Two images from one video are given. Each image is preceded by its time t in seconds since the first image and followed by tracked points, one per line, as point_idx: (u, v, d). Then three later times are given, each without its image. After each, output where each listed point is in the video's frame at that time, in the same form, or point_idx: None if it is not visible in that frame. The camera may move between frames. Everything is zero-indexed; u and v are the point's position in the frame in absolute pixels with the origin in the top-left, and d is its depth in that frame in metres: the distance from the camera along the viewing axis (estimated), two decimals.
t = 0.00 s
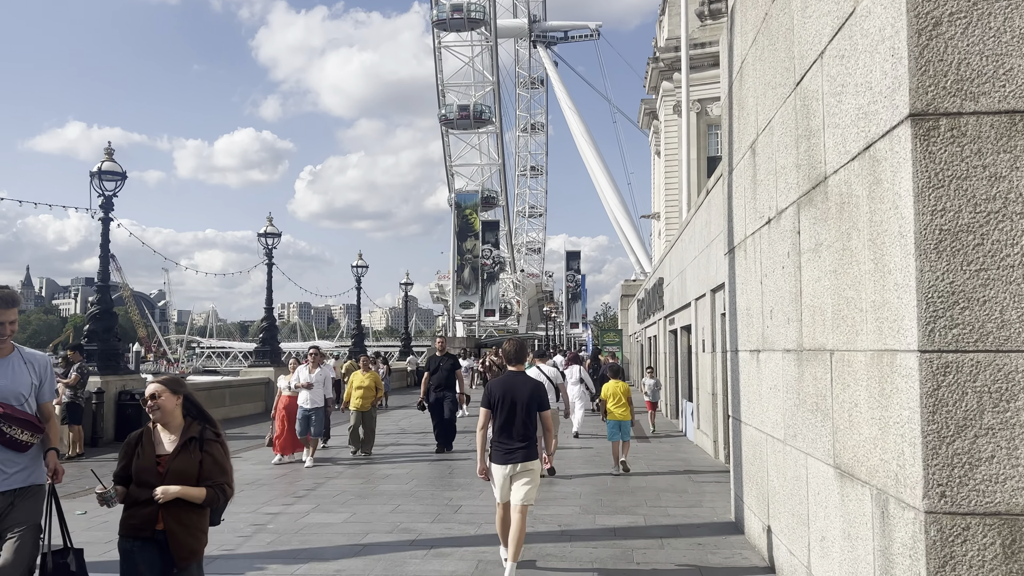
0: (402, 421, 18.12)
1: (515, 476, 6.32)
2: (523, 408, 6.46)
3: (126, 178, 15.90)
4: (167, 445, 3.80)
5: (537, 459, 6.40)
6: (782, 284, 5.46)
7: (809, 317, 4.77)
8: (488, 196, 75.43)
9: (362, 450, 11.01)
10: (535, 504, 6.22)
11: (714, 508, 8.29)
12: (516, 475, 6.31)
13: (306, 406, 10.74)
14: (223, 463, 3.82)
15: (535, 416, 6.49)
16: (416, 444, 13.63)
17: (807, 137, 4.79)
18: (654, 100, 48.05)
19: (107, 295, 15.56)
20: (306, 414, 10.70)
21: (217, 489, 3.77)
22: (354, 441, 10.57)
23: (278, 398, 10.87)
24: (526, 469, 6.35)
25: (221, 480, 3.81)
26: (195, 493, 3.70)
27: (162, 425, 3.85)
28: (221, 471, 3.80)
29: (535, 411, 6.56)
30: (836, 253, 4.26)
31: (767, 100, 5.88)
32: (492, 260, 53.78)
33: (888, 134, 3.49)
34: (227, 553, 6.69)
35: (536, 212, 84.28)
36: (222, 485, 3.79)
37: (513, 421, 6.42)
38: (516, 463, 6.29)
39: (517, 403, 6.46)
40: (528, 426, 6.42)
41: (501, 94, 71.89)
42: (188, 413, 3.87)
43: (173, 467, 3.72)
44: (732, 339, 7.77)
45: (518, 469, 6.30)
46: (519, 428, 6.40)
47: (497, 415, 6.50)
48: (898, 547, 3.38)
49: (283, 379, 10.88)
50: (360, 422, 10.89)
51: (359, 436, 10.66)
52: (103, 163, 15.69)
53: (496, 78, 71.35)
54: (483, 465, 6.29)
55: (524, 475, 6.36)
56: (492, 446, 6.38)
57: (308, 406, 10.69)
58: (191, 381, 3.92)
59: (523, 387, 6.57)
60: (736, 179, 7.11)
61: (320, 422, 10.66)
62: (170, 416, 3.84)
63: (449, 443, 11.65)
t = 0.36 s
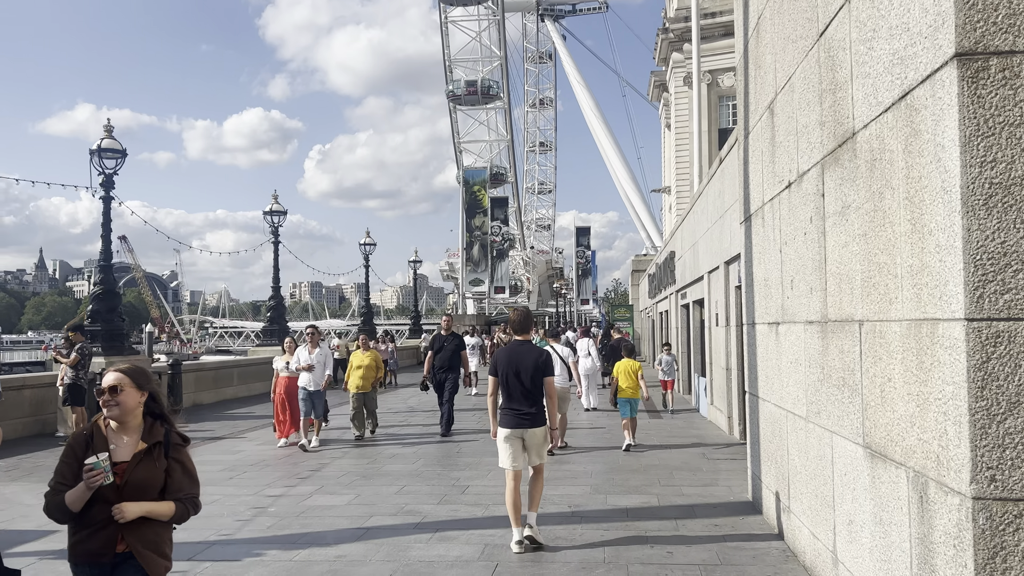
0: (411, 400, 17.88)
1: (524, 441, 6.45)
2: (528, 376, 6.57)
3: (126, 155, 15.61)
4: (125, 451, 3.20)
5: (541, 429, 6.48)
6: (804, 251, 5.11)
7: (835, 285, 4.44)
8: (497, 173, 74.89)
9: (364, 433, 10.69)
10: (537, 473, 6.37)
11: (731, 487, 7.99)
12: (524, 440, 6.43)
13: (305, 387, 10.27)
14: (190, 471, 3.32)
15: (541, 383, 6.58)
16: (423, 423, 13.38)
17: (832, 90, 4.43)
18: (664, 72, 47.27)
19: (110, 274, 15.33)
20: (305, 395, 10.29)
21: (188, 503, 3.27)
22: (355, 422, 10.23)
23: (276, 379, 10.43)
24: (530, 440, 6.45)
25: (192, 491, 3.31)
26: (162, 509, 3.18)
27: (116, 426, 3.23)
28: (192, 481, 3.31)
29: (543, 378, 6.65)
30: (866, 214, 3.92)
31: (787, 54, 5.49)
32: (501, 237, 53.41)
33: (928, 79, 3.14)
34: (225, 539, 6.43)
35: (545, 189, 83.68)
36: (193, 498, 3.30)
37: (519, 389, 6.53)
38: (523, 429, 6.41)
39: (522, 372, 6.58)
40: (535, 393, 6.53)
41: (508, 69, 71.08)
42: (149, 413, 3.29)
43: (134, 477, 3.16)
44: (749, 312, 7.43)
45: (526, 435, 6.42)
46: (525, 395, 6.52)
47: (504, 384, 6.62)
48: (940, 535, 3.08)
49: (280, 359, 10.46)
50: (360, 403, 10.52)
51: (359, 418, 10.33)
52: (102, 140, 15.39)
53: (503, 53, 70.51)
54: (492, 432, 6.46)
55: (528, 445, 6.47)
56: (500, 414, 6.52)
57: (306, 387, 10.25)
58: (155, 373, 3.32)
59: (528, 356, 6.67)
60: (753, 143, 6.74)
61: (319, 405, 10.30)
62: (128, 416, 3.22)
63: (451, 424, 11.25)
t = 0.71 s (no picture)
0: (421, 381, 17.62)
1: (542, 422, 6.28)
2: (548, 356, 6.33)
3: (129, 132, 15.31)
4: (39, 447, 2.70)
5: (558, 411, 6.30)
6: (834, 219, 4.73)
7: (870, 254, 4.07)
8: (509, 152, 74.31)
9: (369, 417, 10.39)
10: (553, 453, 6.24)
11: (750, 470, 7.66)
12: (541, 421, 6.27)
13: (304, 369, 9.92)
14: (130, 467, 2.78)
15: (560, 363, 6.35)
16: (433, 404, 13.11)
17: (869, 39, 4.03)
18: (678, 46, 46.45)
19: (115, 255, 15.09)
20: (304, 377, 9.93)
21: (129, 504, 2.75)
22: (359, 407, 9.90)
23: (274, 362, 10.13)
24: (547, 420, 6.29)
25: (133, 489, 2.78)
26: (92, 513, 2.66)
27: (29, 419, 2.74)
28: (131, 477, 2.77)
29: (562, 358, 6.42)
30: (908, 174, 3.54)
31: (815, 7, 5.08)
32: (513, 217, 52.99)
33: (988, 14, 2.76)
34: (222, 526, 6.17)
35: (557, 167, 82.98)
36: (135, 498, 2.77)
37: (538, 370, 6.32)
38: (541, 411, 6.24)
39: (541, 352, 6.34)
40: (553, 374, 6.32)
41: (519, 46, 70.25)
42: (72, 400, 2.80)
43: (53, 478, 2.65)
44: (770, 287, 7.06)
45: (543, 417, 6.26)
46: (544, 375, 6.31)
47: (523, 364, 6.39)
48: (996, 530, 2.75)
49: (279, 341, 10.14)
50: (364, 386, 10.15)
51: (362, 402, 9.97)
52: (104, 118, 15.08)
53: (515, 30, 69.65)
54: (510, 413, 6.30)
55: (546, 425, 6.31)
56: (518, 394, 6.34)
57: (305, 369, 9.90)
58: (73, 352, 2.83)
59: (548, 335, 6.41)
60: (776, 106, 6.33)
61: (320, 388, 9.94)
62: (41, 407, 2.75)
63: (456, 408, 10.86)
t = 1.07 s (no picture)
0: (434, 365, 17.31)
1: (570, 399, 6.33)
2: (573, 334, 6.35)
3: (135, 112, 15.00)
4: None
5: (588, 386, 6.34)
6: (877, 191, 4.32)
7: (921, 228, 3.66)
8: (523, 135, 73.69)
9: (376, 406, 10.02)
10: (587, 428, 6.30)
11: (776, 460, 7.28)
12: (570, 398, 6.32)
13: (309, 357, 9.58)
14: None
15: (586, 341, 6.37)
16: (445, 390, 12.77)
17: None
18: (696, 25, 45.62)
19: (122, 238, 14.84)
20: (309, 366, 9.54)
21: None
22: (364, 397, 9.49)
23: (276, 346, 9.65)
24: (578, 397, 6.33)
25: None
26: None
27: None
28: None
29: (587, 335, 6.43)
30: (971, 136, 3.12)
31: None
32: (528, 200, 52.52)
33: None
34: (219, 520, 5.87)
35: (572, 150, 82.24)
36: None
37: (564, 349, 6.35)
38: (569, 388, 6.29)
39: (566, 330, 6.36)
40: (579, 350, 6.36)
41: (534, 27, 69.45)
42: None
43: None
44: (798, 267, 6.65)
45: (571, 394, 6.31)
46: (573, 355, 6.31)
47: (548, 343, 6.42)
48: None
49: (280, 324, 9.67)
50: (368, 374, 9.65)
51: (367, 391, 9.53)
52: (109, 97, 14.77)
53: (529, 11, 68.82)
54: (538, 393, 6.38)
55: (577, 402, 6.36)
56: (545, 374, 6.40)
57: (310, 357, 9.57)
58: None
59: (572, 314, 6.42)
60: (809, 73, 5.89)
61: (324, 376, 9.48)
62: None
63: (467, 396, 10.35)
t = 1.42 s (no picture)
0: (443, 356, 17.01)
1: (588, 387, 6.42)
2: (590, 322, 6.40)
3: (139, 97, 14.72)
4: None
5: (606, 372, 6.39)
6: (915, 167, 3.94)
7: (970, 206, 3.27)
8: (537, 125, 73.20)
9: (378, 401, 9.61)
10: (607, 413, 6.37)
11: (797, 458, 6.90)
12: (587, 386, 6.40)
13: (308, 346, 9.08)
14: None
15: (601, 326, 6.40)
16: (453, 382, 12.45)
17: None
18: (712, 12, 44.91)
19: (126, 225, 14.60)
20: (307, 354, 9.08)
21: None
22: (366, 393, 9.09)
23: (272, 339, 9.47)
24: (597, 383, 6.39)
25: None
26: None
27: None
28: None
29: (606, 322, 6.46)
30: None
31: None
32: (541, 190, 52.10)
33: None
34: (209, 519, 5.57)
35: (586, 140, 81.64)
36: None
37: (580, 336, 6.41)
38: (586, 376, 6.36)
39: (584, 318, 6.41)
40: (597, 337, 6.42)
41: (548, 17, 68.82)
42: None
43: None
44: (823, 254, 6.26)
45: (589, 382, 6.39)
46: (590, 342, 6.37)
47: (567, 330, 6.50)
48: None
49: (277, 318, 9.52)
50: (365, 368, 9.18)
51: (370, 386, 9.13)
52: (114, 82, 14.49)
53: None
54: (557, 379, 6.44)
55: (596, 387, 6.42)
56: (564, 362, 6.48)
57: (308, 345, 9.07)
58: None
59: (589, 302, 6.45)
60: (837, 44, 5.48)
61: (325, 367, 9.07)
62: None
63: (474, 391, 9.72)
